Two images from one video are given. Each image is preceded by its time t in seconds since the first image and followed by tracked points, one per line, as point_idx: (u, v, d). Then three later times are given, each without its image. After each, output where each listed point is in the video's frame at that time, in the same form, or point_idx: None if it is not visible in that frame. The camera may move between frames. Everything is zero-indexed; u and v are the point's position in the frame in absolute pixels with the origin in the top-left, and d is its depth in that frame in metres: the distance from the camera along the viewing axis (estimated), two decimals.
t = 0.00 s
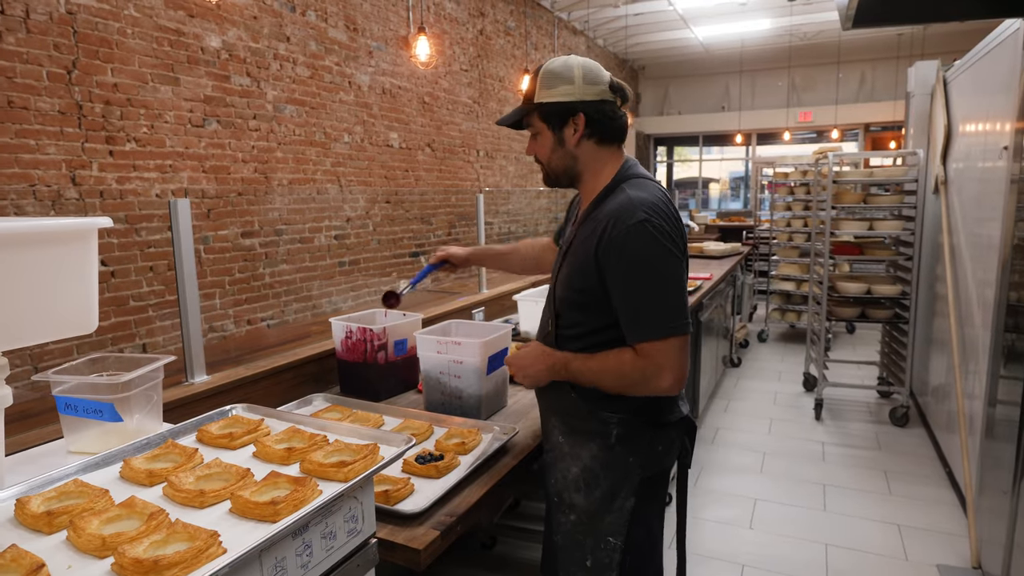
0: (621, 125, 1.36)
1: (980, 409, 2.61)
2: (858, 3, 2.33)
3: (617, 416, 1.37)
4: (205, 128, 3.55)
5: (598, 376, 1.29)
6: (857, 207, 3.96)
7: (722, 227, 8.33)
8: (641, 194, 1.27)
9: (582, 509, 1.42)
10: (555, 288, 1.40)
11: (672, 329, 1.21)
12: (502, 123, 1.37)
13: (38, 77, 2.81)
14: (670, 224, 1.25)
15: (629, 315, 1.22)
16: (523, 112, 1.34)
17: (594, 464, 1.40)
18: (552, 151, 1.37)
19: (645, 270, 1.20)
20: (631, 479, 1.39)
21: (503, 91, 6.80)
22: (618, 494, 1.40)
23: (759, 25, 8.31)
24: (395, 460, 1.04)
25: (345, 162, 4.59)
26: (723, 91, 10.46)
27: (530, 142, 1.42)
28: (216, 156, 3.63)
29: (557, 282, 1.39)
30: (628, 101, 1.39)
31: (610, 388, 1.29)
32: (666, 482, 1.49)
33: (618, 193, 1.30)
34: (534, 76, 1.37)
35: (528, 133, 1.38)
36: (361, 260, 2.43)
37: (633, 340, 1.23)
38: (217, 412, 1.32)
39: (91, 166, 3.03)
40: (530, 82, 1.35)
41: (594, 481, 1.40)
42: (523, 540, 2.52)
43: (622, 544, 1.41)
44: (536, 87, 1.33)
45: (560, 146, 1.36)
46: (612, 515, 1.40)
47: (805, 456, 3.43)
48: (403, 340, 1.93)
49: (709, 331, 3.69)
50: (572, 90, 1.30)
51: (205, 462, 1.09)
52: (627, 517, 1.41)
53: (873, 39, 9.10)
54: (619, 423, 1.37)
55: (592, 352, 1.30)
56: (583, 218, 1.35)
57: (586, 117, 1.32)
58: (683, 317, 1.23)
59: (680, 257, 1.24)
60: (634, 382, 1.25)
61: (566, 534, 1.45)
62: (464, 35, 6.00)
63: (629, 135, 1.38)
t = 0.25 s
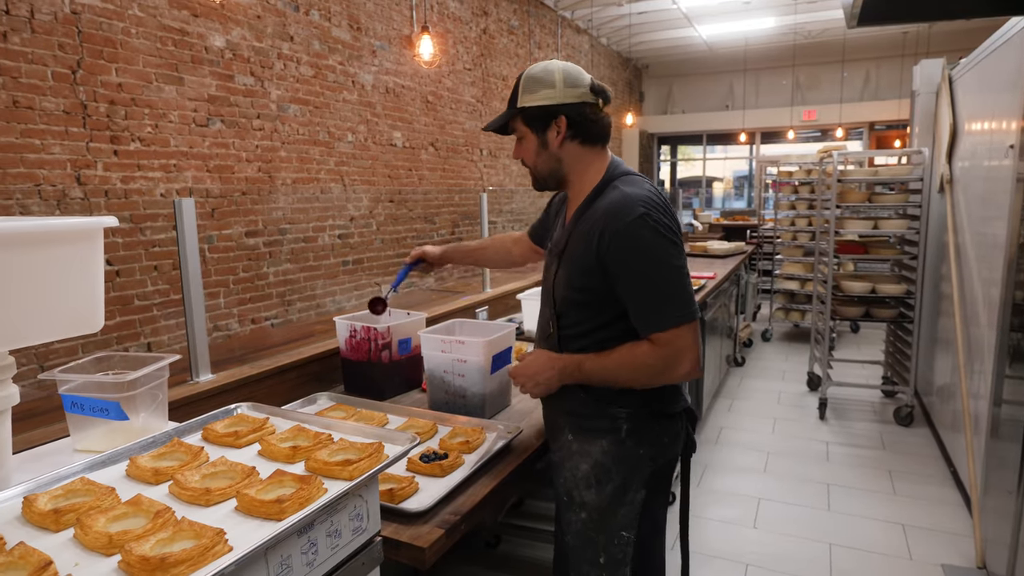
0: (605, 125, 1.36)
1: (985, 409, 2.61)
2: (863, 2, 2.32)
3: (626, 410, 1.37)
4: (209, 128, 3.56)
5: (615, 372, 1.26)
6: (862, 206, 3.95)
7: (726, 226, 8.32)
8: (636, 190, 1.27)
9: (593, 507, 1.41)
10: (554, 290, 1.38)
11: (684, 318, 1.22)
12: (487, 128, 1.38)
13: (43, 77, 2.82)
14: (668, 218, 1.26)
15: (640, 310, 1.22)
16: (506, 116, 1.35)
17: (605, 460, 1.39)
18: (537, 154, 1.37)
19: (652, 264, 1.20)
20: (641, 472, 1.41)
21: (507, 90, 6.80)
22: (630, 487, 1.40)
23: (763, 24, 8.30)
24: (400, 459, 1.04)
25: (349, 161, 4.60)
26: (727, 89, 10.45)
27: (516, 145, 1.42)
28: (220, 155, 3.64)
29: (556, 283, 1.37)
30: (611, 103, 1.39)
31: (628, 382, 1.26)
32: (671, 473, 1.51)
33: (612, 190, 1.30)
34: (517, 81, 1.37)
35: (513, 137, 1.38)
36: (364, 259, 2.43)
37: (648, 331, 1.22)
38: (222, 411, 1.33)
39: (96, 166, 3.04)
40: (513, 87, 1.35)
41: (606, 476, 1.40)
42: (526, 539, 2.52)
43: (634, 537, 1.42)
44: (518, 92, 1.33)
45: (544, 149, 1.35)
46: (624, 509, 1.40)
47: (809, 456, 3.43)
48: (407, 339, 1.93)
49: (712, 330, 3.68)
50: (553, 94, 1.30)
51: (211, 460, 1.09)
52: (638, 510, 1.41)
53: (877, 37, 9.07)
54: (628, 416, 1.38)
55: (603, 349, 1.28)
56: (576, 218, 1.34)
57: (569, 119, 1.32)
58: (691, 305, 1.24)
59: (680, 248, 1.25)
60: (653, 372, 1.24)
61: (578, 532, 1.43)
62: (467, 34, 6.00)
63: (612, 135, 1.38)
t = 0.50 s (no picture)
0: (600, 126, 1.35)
1: (991, 408, 2.60)
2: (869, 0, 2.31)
3: (632, 408, 1.38)
4: (214, 126, 3.57)
5: (625, 366, 1.26)
6: (866, 204, 3.93)
7: (730, 224, 8.31)
8: (632, 184, 1.28)
9: (599, 505, 1.41)
10: (556, 289, 1.38)
11: (689, 307, 1.22)
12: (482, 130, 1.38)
13: (48, 76, 2.83)
14: (665, 211, 1.26)
15: (644, 304, 1.22)
16: (502, 119, 1.35)
17: (612, 457, 1.39)
18: (532, 155, 1.37)
19: (654, 257, 1.21)
20: (648, 469, 1.41)
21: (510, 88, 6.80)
22: (637, 484, 1.41)
23: (767, 21, 8.28)
24: (407, 457, 1.05)
25: (354, 160, 4.61)
26: (731, 87, 10.43)
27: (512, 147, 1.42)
28: (224, 154, 3.64)
29: (557, 282, 1.37)
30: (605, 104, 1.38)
31: (640, 375, 1.26)
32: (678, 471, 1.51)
33: (608, 187, 1.30)
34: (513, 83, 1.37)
35: (509, 139, 1.39)
36: (368, 257, 2.44)
37: (656, 322, 1.22)
38: (229, 409, 1.33)
39: (101, 164, 3.05)
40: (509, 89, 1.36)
41: (613, 473, 1.40)
42: (531, 536, 2.53)
43: (642, 533, 1.42)
44: (513, 95, 1.34)
45: (539, 151, 1.36)
46: (631, 506, 1.41)
47: (814, 454, 3.42)
48: (412, 337, 1.94)
49: (716, 328, 3.69)
50: (548, 96, 1.30)
51: (218, 458, 1.09)
52: (645, 507, 1.42)
53: (882, 35, 9.04)
54: (634, 414, 1.38)
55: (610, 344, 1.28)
56: (574, 216, 1.34)
57: (564, 121, 1.32)
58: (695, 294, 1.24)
59: (680, 239, 1.25)
60: (664, 363, 1.24)
61: (585, 531, 1.43)
62: (471, 33, 6.00)
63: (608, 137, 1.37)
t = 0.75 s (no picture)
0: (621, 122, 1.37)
1: (995, 406, 2.59)
2: None
3: (633, 406, 1.37)
4: (217, 125, 3.57)
5: (624, 354, 1.26)
6: (869, 203, 3.92)
7: (732, 223, 8.30)
8: (637, 176, 1.27)
9: (600, 503, 1.41)
10: (560, 280, 1.39)
11: (689, 297, 1.21)
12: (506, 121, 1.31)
13: (52, 75, 2.83)
14: (670, 202, 1.26)
15: (643, 293, 1.22)
16: (533, 108, 1.30)
17: (612, 456, 1.39)
18: (559, 147, 1.33)
19: (654, 247, 1.20)
20: (650, 469, 1.40)
21: (513, 87, 6.80)
22: (638, 484, 1.40)
23: (769, 20, 8.26)
24: (415, 455, 1.04)
25: (356, 159, 4.60)
26: (733, 86, 10.41)
27: (529, 139, 1.37)
28: (227, 153, 3.64)
29: (561, 274, 1.38)
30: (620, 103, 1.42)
31: (638, 365, 1.26)
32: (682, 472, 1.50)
33: (614, 179, 1.30)
34: (534, 75, 1.33)
35: (532, 130, 1.33)
36: (372, 257, 2.43)
37: (656, 311, 1.22)
38: (236, 408, 1.33)
39: (104, 163, 3.05)
40: (535, 80, 1.32)
41: (613, 472, 1.39)
42: (535, 536, 2.52)
43: (643, 534, 1.41)
44: (544, 85, 1.30)
45: (570, 142, 1.32)
46: (632, 506, 1.40)
47: (817, 453, 3.42)
48: (417, 337, 1.94)
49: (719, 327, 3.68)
50: (585, 88, 1.29)
51: (227, 457, 1.09)
52: (646, 507, 1.41)
53: (885, 33, 9.02)
54: (635, 412, 1.38)
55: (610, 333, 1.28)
56: (581, 208, 1.34)
57: (598, 116, 1.32)
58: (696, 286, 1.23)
59: (683, 231, 1.24)
60: (663, 352, 1.24)
61: (586, 529, 1.43)
62: (474, 32, 6.00)
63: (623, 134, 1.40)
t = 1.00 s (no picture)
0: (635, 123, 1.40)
1: (995, 405, 2.59)
2: None
3: (640, 406, 1.37)
4: (218, 125, 3.57)
5: (637, 361, 1.26)
6: (870, 203, 3.90)
7: (732, 223, 8.30)
8: (653, 181, 1.27)
9: (606, 502, 1.41)
10: (570, 281, 1.38)
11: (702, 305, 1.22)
12: (536, 115, 1.27)
13: (53, 74, 2.82)
14: (686, 209, 1.26)
15: (657, 298, 1.22)
16: (564, 104, 1.28)
17: (618, 455, 1.39)
18: (585, 144, 1.32)
19: (669, 253, 1.20)
20: (655, 468, 1.40)
21: (514, 87, 6.79)
22: (643, 484, 1.40)
23: (770, 20, 8.26)
24: (421, 455, 1.04)
25: (357, 158, 4.60)
26: (733, 86, 10.41)
27: (550, 136, 1.34)
28: (228, 152, 3.64)
29: (572, 275, 1.38)
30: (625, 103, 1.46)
31: (649, 371, 1.26)
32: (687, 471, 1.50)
33: (629, 183, 1.30)
34: (556, 70, 1.31)
35: (558, 127, 1.31)
36: (373, 256, 2.43)
37: (669, 319, 1.22)
38: (241, 408, 1.33)
39: (105, 162, 3.05)
40: (561, 75, 1.29)
41: (619, 472, 1.39)
42: (537, 535, 2.52)
43: (648, 533, 1.40)
44: (574, 81, 1.28)
45: (598, 139, 1.33)
46: (637, 505, 1.40)
47: (818, 452, 3.41)
48: (421, 336, 1.93)
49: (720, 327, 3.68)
50: (611, 86, 1.30)
51: (233, 456, 1.09)
52: (652, 507, 1.40)
53: (885, 33, 9.02)
54: (641, 412, 1.37)
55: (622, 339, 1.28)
56: (594, 210, 1.34)
57: (621, 115, 1.34)
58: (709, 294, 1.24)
59: (698, 238, 1.25)
60: (675, 360, 1.24)
61: (591, 528, 1.43)
62: (474, 31, 5.99)
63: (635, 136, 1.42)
